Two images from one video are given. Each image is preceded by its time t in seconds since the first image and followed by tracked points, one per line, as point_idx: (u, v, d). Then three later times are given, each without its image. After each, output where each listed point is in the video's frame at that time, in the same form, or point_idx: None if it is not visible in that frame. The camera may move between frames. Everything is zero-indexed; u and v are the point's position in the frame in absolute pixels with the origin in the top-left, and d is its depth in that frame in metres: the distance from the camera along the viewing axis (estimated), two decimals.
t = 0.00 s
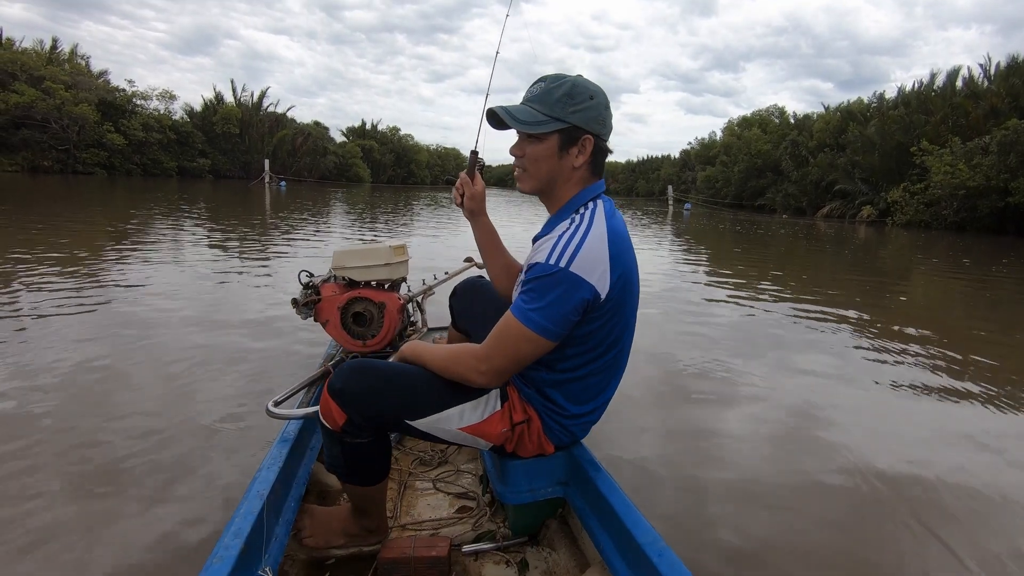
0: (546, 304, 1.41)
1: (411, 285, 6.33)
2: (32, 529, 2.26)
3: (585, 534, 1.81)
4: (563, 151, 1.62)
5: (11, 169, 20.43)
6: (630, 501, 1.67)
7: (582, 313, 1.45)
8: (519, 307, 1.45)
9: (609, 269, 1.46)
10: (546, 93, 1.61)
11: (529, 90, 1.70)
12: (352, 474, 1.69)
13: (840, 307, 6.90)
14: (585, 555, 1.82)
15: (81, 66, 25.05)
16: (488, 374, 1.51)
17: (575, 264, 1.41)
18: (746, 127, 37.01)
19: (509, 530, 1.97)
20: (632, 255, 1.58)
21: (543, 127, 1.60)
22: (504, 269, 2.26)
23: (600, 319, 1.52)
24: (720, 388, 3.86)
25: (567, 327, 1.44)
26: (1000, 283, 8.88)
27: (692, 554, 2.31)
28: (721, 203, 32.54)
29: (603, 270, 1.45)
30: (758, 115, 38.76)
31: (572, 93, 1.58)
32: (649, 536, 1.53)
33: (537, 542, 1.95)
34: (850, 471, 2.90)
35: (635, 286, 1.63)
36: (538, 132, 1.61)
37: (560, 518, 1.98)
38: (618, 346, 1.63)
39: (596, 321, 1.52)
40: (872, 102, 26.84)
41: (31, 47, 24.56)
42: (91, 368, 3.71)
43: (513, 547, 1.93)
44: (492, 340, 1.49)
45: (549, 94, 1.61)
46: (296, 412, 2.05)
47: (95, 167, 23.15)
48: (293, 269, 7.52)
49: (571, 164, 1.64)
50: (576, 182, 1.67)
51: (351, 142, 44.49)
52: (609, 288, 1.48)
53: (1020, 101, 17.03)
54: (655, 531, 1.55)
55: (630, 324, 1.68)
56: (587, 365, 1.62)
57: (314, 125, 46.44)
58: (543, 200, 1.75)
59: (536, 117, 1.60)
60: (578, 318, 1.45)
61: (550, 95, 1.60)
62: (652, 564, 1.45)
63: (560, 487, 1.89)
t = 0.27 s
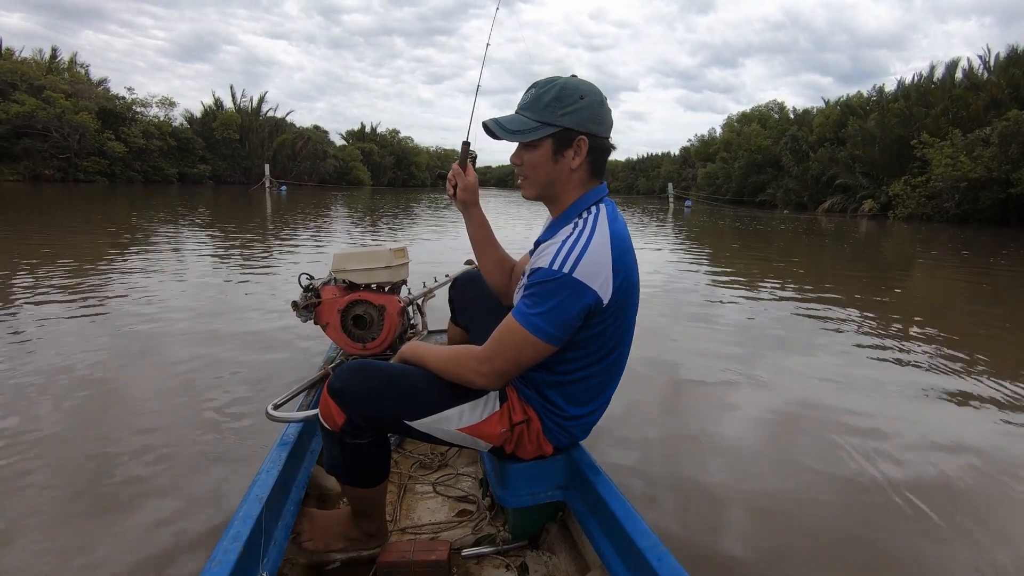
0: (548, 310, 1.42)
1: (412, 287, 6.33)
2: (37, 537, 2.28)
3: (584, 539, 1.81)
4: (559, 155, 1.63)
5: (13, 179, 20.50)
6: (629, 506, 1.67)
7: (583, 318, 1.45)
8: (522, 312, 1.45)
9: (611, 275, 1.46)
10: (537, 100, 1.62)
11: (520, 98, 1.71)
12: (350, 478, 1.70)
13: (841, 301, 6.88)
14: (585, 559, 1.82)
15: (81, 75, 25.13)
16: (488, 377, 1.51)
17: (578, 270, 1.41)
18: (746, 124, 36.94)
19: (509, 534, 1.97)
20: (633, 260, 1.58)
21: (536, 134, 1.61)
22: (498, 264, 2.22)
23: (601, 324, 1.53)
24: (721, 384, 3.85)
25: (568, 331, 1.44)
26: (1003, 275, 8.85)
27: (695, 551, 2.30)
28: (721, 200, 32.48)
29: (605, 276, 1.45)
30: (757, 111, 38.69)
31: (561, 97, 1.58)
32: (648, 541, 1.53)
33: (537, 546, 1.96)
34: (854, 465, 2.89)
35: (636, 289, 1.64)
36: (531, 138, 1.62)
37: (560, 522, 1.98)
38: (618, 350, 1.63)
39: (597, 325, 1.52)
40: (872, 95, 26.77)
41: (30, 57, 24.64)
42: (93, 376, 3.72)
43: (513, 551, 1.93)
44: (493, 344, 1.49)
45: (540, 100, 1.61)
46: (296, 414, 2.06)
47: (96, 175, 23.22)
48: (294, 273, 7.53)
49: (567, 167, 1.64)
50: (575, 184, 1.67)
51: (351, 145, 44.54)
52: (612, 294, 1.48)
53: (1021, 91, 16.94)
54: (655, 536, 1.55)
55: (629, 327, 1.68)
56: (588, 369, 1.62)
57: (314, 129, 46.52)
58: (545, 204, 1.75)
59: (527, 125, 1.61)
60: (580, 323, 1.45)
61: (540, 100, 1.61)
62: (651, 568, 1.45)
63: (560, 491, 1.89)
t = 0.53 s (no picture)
0: (550, 305, 1.42)
1: (412, 288, 6.34)
2: (40, 545, 2.28)
3: (586, 540, 1.81)
4: (545, 157, 1.64)
5: (13, 187, 20.54)
6: (630, 507, 1.67)
7: (585, 313, 1.45)
8: (523, 308, 1.45)
9: (612, 271, 1.46)
10: (517, 109, 1.66)
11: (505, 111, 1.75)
12: (352, 481, 1.70)
13: (843, 294, 6.87)
14: (587, 560, 1.82)
15: (79, 83, 25.17)
16: (491, 374, 1.52)
17: (579, 265, 1.41)
18: (744, 118, 36.91)
19: (511, 535, 1.97)
20: (634, 256, 1.58)
21: (517, 141, 1.64)
22: (492, 266, 2.27)
23: (603, 319, 1.52)
24: (724, 379, 3.85)
25: (570, 327, 1.44)
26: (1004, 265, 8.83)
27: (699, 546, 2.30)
28: (721, 195, 32.46)
29: (606, 273, 1.45)
30: (755, 105, 38.66)
31: (536, 102, 1.61)
32: (650, 542, 1.53)
33: (540, 547, 1.95)
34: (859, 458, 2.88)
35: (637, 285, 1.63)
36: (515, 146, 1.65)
37: (562, 524, 1.98)
38: (620, 346, 1.63)
39: (599, 321, 1.52)
40: (870, 87, 26.73)
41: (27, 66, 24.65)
42: (95, 382, 3.73)
43: (515, 553, 1.92)
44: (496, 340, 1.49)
45: (519, 110, 1.65)
46: (296, 418, 2.06)
47: (96, 182, 23.27)
48: (294, 276, 7.53)
49: (555, 168, 1.65)
50: (569, 183, 1.68)
51: (350, 147, 44.57)
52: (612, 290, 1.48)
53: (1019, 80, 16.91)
54: (656, 537, 1.55)
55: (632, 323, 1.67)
56: (590, 365, 1.62)
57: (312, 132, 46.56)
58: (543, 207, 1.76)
59: (511, 135, 1.65)
60: (581, 318, 1.45)
61: (519, 110, 1.65)
62: (653, 569, 1.45)
63: (561, 492, 1.89)
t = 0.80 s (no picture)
0: (563, 296, 1.43)
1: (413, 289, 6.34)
2: (47, 550, 2.29)
3: (591, 538, 1.81)
4: (549, 155, 1.64)
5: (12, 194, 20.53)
6: (634, 504, 1.67)
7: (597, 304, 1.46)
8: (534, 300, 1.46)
9: (621, 262, 1.48)
10: (519, 110, 1.66)
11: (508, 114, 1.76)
12: (359, 485, 1.71)
13: (844, 288, 6.86)
14: (593, 556, 1.82)
15: (76, 88, 25.15)
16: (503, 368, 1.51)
17: (590, 256, 1.42)
18: (742, 113, 36.87)
19: (515, 534, 1.98)
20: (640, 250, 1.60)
21: (521, 142, 1.64)
22: (491, 270, 2.27)
23: (613, 311, 1.54)
24: (725, 376, 3.85)
25: (582, 317, 1.45)
26: (1004, 256, 8.83)
27: (705, 545, 2.31)
28: (720, 190, 32.44)
29: (616, 264, 1.47)
30: (753, 99, 38.61)
31: (538, 103, 1.61)
32: (654, 540, 1.53)
33: (544, 546, 1.96)
34: (861, 454, 2.88)
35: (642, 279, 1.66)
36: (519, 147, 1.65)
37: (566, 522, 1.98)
38: (627, 338, 1.65)
39: (609, 313, 1.54)
40: (868, 80, 26.69)
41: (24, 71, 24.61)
42: (99, 388, 3.74)
43: (520, 551, 1.93)
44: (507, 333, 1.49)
45: (521, 112, 1.65)
46: (300, 421, 2.08)
47: (95, 187, 23.26)
48: (295, 278, 7.54)
49: (561, 166, 1.65)
50: (574, 180, 1.68)
51: (348, 149, 44.57)
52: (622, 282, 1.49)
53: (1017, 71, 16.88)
54: (661, 535, 1.55)
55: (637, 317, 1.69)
56: (600, 357, 1.63)
57: (310, 134, 46.52)
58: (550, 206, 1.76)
59: (515, 137, 1.65)
60: (593, 309, 1.46)
61: (521, 111, 1.65)
62: (658, 567, 1.45)
63: (565, 491, 1.89)
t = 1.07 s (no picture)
0: (584, 288, 1.46)
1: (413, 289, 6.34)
2: (51, 556, 2.29)
3: (595, 535, 1.81)
4: (561, 155, 1.66)
5: (9, 199, 20.49)
6: (638, 501, 1.67)
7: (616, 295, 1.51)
8: (557, 291, 1.48)
9: (635, 254, 1.54)
10: (528, 110, 1.66)
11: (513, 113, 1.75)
12: (368, 494, 1.70)
13: (844, 284, 6.87)
14: (598, 553, 1.82)
15: (72, 91, 25.10)
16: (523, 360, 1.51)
17: (611, 248, 1.48)
18: (739, 109, 36.89)
19: (520, 532, 1.98)
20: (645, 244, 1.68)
21: (533, 142, 1.64)
22: (485, 268, 2.27)
23: (627, 303, 1.59)
24: (727, 374, 3.86)
25: (603, 308, 1.49)
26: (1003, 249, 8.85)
27: (709, 542, 2.31)
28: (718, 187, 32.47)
29: (631, 256, 1.53)
30: (750, 96, 38.63)
31: (550, 103, 1.62)
32: (658, 536, 1.53)
33: (549, 543, 1.96)
34: (863, 451, 2.90)
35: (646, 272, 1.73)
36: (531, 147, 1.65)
37: (570, 519, 1.99)
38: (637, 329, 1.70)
39: (623, 304, 1.59)
40: (865, 75, 26.70)
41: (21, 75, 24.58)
42: (101, 392, 3.74)
43: (525, 549, 1.93)
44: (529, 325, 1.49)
45: (531, 111, 1.65)
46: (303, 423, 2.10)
47: (93, 191, 23.24)
48: (295, 280, 7.53)
49: (572, 165, 1.68)
50: (583, 179, 1.71)
51: (346, 149, 44.55)
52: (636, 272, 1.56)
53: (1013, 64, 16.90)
54: (665, 531, 1.55)
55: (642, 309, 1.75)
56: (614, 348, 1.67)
57: (308, 135, 46.48)
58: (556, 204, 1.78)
59: (526, 136, 1.64)
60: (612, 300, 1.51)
61: (531, 111, 1.64)
62: (664, 564, 1.45)
63: (569, 488, 1.89)
